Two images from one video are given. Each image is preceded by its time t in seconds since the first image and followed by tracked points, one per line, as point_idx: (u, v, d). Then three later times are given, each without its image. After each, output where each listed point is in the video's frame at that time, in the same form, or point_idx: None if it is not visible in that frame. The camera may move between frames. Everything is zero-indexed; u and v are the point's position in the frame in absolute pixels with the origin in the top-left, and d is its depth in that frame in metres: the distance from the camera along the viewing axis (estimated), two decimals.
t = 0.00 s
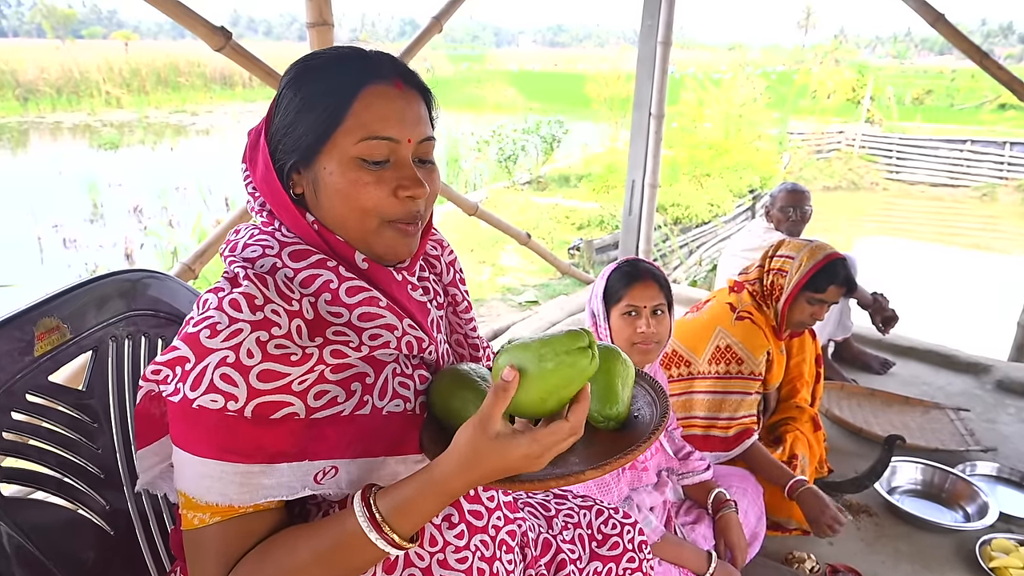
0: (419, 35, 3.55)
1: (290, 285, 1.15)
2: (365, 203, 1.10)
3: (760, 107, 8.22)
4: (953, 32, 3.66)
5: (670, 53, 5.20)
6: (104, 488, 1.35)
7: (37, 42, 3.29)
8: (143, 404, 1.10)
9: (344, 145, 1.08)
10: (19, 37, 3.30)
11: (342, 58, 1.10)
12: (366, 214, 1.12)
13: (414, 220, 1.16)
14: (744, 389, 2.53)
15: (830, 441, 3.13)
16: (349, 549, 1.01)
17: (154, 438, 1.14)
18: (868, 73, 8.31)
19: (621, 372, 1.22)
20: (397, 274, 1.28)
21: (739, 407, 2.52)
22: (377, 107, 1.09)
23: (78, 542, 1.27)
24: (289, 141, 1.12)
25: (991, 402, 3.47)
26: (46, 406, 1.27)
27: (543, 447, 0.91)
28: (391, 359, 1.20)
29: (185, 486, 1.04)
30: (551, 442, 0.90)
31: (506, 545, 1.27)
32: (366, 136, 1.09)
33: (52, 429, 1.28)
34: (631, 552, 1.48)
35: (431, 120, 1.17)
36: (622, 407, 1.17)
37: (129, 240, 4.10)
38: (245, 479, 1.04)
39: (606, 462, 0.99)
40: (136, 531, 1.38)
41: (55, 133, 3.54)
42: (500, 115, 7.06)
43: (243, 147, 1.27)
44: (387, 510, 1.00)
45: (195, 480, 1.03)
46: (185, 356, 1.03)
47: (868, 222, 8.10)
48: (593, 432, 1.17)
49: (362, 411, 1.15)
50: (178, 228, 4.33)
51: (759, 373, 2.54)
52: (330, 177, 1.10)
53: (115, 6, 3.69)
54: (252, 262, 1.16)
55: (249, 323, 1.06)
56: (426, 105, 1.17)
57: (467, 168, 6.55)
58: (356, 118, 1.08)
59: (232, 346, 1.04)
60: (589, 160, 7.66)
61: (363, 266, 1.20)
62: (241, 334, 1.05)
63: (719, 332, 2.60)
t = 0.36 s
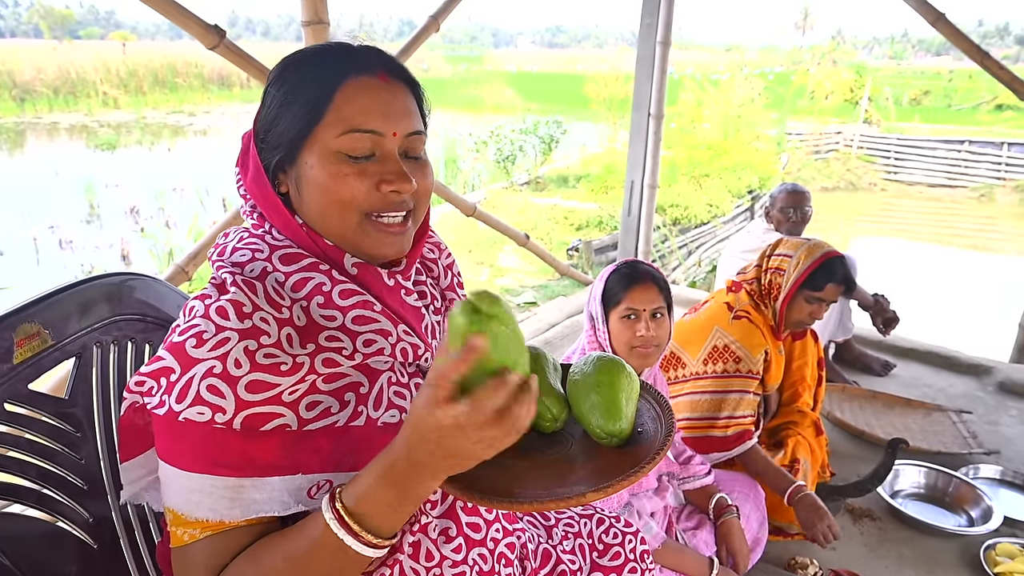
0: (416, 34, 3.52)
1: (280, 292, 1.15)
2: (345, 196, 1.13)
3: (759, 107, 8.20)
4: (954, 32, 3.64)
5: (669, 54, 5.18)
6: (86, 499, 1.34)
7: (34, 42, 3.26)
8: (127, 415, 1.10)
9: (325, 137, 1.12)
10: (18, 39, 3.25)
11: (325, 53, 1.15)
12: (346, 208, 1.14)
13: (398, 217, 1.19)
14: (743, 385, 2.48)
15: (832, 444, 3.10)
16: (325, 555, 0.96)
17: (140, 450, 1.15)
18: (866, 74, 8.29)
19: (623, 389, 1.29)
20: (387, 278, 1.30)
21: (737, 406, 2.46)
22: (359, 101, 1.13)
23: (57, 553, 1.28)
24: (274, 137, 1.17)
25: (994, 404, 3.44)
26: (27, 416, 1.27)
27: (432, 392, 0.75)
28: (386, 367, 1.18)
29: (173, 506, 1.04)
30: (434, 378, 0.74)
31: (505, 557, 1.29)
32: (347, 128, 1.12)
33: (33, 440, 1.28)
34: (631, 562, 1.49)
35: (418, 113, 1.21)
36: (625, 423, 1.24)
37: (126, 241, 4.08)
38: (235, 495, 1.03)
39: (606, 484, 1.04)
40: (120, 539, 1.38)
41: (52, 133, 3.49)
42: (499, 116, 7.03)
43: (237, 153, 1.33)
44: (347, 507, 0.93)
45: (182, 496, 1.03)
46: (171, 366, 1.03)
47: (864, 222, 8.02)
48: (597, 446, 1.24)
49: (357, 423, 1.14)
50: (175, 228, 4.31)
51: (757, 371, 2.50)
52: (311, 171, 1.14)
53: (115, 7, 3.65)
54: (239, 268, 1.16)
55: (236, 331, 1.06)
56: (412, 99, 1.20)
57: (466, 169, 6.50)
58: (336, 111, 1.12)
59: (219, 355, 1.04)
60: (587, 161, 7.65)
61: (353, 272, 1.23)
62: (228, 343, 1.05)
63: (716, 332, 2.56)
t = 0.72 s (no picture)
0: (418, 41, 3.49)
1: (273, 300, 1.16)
2: (335, 212, 1.16)
3: (760, 111, 8.15)
4: (961, 34, 3.59)
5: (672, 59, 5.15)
6: (80, 517, 1.30)
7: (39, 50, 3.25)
8: (121, 425, 1.09)
9: (302, 155, 1.17)
10: (23, 47, 3.24)
11: (286, 70, 1.19)
12: (339, 224, 1.17)
13: (392, 221, 1.21)
14: (754, 394, 2.42)
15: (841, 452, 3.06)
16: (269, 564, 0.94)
17: (126, 464, 1.11)
18: (869, 78, 8.25)
19: (628, 402, 1.25)
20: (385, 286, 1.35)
21: (752, 416, 2.41)
22: (329, 111, 1.17)
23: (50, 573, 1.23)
24: (256, 163, 1.22)
25: (1005, 411, 3.39)
26: (17, 432, 1.23)
27: (253, 347, 0.81)
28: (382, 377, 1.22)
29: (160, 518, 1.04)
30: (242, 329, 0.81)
31: None
32: (324, 142, 1.16)
33: (23, 456, 1.24)
34: None
35: (391, 110, 1.23)
36: (630, 436, 1.20)
37: (128, 247, 4.01)
38: (217, 507, 1.02)
39: (608, 503, 1.03)
40: (114, 558, 1.33)
41: (56, 141, 3.47)
42: (500, 122, 6.97)
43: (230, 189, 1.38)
44: (293, 527, 0.93)
45: (170, 507, 1.02)
46: (161, 375, 1.04)
47: (867, 227, 7.86)
48: (602, 460, 1.21)
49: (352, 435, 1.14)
50: (179, 236, 4.24)
51: (768, 379, 2.45)
52: (298, 192, 1.18)
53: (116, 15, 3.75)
54: (237, 276, 1.19)
55: (226, 339, 1.07)
56: (383, 96, 1.23)
57: (468, 174, 6.46)
58: (311, 127, 1.16)
59: (209, 364, 1.04)
60: (589, 166, 7.57)
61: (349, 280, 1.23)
62: (218, 351, 1.05)
63: (723, 340, 2.51)
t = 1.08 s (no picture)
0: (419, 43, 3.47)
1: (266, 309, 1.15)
2: (331, 218, 1.14)
3: (763, 114, 8.09)
4: (967, 35, 3.56)
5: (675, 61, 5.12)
6: (69, 530, 1.28)
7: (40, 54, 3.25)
8: (109, 435, 1.08)
9: (299, 156, 1.15)
10: (24, 51, 3.28)
11: (287, 66, 1.17)
12: (336, 232, 1.15)
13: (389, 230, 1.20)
14: (762, 398, 2.40)
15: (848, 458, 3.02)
16: None
17: (114, 478, 1.10)
18: (871, 81, 8.25)
19: (636, 412, 1.22)
20: (383, 291, 1.32)
21: (762, 422, 2.38)
22: (330, 113, 1.15)
23: None
24: (252, 161, 1.20)
25: (1013, 416, 3.36)
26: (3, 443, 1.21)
27: (235, 358, 0.80)
28: (380, 386, 1.20)
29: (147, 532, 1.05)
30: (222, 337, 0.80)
31: None
32: (323, 145, 1.15)
33: (9, 469, 1.21)
34: None
35: (394, 115, 1.21)
36: (638, 448, 1.18)
37: (129, 251, 3.95)
38: (205, 522, 1.02)
39: (616, 520, 1.01)
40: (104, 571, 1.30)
41: (58, 145, 3.49)
42: (501, 125, 6.95)
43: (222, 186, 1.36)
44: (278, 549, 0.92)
45: (157, 522, 1.03)
46: (147, 385, 1.03)
47: (868, 229, 7.85)
48: (609, 473, 1.19)
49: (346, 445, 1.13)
50: (179, 239, 4.18)
51: (777, 384, 2.42)
52: (293, 194, 1.16)
53: (121, 20, 3.62)
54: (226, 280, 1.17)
55: (215, 348, 1.06)
56: (386, 100, 1.21)
57: (469, 177, 6.45)
58: (310, 128, 1.15)
59: (196, 374, 1.04)
60: (591, 169, 7.55)
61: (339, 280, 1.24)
62: (206, 361, 1.05)
63: (730, 344, 2.49)
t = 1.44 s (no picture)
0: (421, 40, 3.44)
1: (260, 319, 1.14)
2: (333, 225, 1.12)
3: (767, 113, 8.03)
4: (976, 32, 3.52)
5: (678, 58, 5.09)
6: (53, 541, 1.25)
7: (43, 56, 3.29)
8: (95, 446, 1.09)
9: (301, 156, 1.11)
10: (29, 53, 3.29)
11: (291, 63, 1.13)
12: (338, 237, 1.13)
13: (393, 235, 1.16)
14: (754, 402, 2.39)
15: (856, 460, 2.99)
16: None
17: (105, 487, 1.11)
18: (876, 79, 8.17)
19: (648, 425, 1.19)
20: (385, 295, 1.32)
21: (750, 425, 2.37)
22: (333, 112, 1.11)
23: None
24: (251, 159, 1.17)
25: None
26: None
27: (210, 360, 0.78)
28: (380, 395, 1.21)
29: (134, 547, 1.08)
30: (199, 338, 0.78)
31: None
32: (326, 147, 1.11)
33: None
34: None
35: (400, 117, 1.17)
36: (649, 463, 1.16)
37: (132, 253, 3.86)
38: (195, 540, 1.03)
39: (625, 541, 1.00)
40: None
41: (62, 146, 3.52)
42: (504, 125, 6.92)
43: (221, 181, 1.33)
44: (258, 565, 0.92)
45: (144, 538, 1.04)
46: (136, 394, 1.04)
47: (874, 228, 7.77)
48: (620, 489, 1.18)
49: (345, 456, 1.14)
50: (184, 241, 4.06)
51: (770, 386, 2.40)
52: (293, 196, 1.13)
53: (122, 21, 3.71)
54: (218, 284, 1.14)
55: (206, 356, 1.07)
56: (392, 101, 1.17)
57: (472, 177, 6.42)
58: (312, 128, 1.11)
59: (187, 384, 1.04)
60: (594, 169, 7.50)
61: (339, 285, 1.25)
62: (197, 370, 1.05)
63: (727, 345, 2.45)
